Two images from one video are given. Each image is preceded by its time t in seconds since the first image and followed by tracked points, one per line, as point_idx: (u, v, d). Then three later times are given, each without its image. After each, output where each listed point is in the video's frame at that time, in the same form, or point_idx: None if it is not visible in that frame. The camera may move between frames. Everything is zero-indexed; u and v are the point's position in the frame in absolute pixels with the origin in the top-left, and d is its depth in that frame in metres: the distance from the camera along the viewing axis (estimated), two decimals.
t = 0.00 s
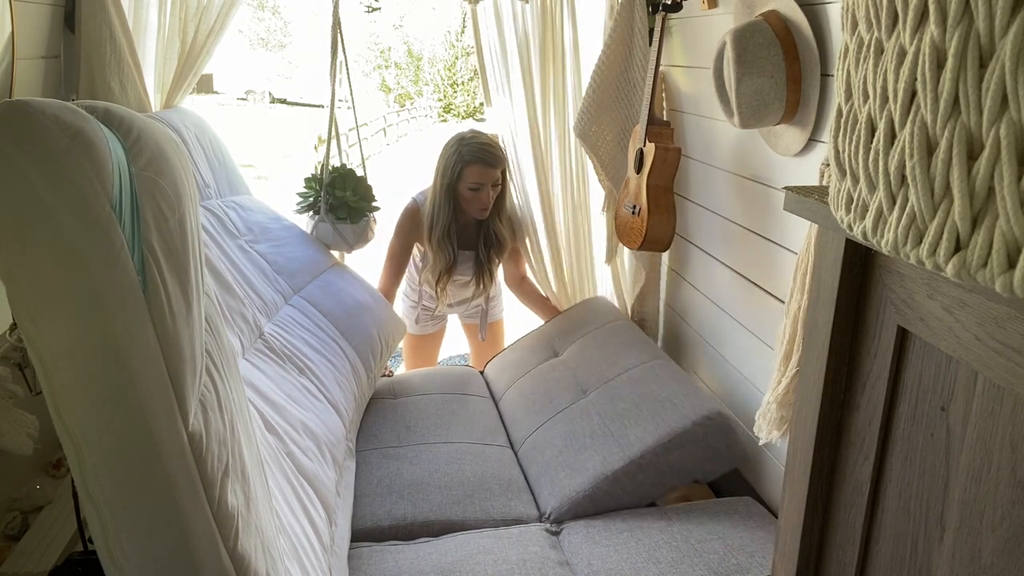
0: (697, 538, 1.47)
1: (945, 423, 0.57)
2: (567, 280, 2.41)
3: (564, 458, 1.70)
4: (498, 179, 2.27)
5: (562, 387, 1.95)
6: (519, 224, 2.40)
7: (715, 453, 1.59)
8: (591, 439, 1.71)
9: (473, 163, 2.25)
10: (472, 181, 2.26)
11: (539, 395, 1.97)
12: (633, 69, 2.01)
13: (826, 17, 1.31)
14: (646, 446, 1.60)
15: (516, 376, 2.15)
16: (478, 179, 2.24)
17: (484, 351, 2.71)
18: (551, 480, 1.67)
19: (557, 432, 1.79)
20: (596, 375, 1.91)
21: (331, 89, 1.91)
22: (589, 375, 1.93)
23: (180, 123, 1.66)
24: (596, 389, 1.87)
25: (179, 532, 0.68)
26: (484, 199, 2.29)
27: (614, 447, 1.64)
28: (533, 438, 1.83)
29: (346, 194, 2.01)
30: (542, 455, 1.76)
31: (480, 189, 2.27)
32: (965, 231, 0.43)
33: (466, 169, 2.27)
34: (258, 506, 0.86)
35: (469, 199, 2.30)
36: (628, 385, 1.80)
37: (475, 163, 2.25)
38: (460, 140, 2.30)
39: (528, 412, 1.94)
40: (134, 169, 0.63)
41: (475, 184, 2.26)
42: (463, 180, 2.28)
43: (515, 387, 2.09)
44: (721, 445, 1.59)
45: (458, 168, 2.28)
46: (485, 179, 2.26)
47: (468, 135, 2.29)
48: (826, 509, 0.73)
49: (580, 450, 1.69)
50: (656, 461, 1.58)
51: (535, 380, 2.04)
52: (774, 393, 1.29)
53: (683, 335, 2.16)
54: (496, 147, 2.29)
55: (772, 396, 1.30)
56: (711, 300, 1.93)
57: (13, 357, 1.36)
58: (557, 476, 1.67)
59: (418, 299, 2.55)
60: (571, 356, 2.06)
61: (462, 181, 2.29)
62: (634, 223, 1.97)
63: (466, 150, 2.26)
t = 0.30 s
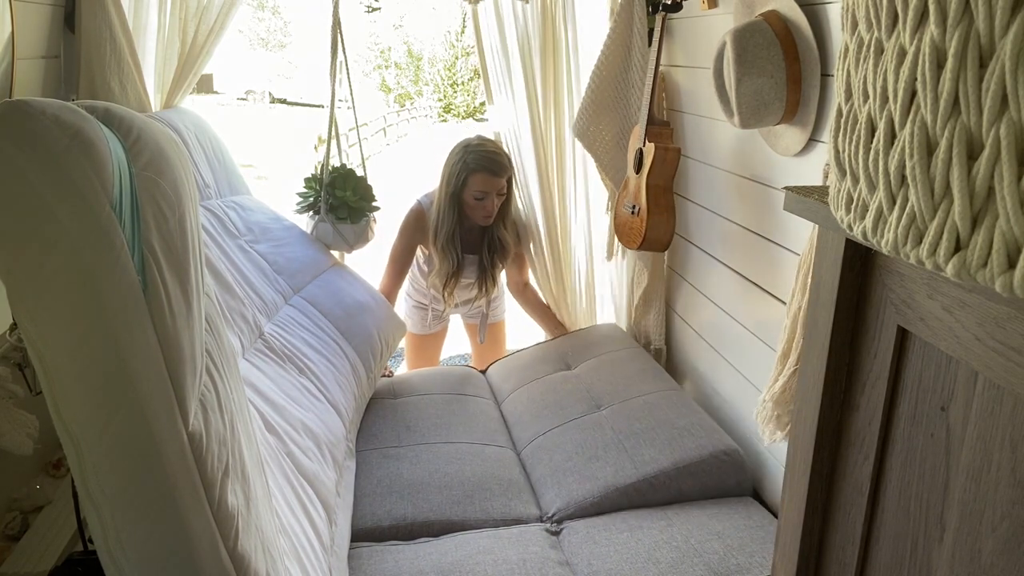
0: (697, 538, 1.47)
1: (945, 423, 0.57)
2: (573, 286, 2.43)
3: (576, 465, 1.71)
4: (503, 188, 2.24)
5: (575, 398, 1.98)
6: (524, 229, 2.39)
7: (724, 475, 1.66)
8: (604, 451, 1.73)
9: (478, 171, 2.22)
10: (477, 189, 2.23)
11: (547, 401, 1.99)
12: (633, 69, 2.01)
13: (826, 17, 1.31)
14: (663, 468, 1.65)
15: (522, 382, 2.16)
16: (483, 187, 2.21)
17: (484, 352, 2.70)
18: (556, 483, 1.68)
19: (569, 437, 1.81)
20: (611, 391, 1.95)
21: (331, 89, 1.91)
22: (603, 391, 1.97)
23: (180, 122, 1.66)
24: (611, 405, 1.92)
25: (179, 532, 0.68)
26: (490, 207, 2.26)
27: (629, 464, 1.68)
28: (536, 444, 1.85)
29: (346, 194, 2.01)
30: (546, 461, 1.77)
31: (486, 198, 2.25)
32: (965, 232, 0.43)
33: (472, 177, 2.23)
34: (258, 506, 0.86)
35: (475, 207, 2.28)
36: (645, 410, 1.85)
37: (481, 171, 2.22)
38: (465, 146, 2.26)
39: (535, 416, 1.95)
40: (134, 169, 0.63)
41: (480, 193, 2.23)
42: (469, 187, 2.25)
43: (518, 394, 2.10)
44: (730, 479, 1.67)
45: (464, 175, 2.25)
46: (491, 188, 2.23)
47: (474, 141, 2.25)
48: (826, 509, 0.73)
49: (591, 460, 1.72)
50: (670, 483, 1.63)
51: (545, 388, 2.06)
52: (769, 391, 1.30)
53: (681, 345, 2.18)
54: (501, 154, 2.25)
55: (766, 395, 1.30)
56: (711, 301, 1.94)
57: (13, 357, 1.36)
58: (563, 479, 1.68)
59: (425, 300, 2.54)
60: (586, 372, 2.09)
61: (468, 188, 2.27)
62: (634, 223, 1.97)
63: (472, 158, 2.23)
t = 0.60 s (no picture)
0: (697, 537, 1.47)
1: (945, 422, 0.57)
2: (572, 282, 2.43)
3: (582, 472, 1.73)
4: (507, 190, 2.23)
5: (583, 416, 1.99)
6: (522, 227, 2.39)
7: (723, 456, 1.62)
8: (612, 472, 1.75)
9: (482, 173, 2.21)
10: (482, 192, 2.22)
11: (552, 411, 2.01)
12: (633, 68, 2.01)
13: (826, 17, 1.31)
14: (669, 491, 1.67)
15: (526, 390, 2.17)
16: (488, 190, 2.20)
17: (485, 352, 2.70)
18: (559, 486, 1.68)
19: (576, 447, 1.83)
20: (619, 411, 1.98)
21: (331, 89, 1.91)
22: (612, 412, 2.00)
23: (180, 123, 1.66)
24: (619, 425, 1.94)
25: (178, 531, 0.68)
26: (494, 209, 2.26)
27: (636, 481, 1.70)
28: (540, 448, 1.85)
29: (346, 194, 2.01)
30: (550, 464, 1.77)
31: (490, 200, 2.24)
32: (965, 232, 0.43)
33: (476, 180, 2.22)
34: (258, 506, 0.86)
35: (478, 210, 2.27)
36: (652, 438, 1.87)
37: (487, 175, 2.21)
38: (467, 149, 2.24)
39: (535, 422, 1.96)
40: (134, 169, 0.63)
41: (485, 196, 2.23)
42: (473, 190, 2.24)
43: (522, 400, 2.11)
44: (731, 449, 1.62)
45: (467, 177, 2.24)
46: (496, 190, 2.23)
47: (476, 144, 2.23)
48: (826, 509, 0.73)
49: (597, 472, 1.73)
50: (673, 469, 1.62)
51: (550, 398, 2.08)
52: (777, 393, 1.30)
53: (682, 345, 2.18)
54: (503, 155, 2.23)
55: (775, 397, 1.30)
56: (711, 300, 1.94)
57: (13, 357, 1.35)
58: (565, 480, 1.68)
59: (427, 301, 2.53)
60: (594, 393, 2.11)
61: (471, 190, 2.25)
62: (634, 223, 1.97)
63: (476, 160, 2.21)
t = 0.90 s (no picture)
0: (697, 538, 1.47)
1: (945, 422, 0.57)
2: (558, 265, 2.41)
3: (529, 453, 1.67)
4: (460, 151, 2.19)
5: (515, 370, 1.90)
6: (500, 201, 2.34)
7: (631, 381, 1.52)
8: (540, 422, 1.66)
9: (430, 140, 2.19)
10: (433, 156, 2.19)
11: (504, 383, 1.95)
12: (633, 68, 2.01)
13: (826, 16, 1.31)
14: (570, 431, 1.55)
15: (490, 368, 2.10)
16: (439, 153, 2.17)
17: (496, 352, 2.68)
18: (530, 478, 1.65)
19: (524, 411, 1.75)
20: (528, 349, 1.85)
21: (331, 89, 1.91)
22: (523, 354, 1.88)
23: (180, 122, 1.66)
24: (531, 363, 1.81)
25: (178, 531, 0.68)
26: (452, 172, 2.20)
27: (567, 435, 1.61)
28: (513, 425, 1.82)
29: (346, 194, 2.01)
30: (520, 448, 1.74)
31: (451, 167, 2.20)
32: (965, 232, 0.43)
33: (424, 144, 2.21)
34: (258, 506, 0.86)
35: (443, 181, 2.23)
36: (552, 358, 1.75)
37: (431, 137, 2.18)
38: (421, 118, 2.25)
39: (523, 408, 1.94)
40: (134, 169, 0.63)
41: (436, 159, 2.19)
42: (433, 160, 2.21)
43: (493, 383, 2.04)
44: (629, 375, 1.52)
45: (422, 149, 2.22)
46: (446, 152, 2.19)
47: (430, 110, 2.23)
48: (826, 509, 0.73)
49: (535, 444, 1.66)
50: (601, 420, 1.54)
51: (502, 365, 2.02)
52: (769, 391, 1.29)
53: (682, 343, 2.16)
54: (456, 121, 2.24)
55: (766, 395, 1.30)
56: (711, 300, 1.93)
57: (14, 357, 1.36)
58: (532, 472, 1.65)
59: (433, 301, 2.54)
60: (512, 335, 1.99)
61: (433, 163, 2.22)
62: (634, 223, 1.97)
63: (424, 125, 2.20)
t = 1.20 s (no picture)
0: (697, 538, 1.47)
1: (945, 423, 0.57)
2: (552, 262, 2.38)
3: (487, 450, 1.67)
4: (460, 145, 2.18)
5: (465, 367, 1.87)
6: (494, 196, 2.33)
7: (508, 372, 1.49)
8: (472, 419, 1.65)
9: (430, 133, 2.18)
10: (433, 149, 2.18)
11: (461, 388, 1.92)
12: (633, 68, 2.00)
13: (826, 17, 1.31)
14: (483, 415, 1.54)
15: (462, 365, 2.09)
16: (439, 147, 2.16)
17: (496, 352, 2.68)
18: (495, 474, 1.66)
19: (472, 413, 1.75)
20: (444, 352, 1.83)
21: (331, 89, 1.91)
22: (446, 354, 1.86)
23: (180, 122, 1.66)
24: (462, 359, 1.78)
25: (178, 531, 0.68)
26: (452, 165, 2.19)
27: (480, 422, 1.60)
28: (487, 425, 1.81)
29: (346, 194, 2.01)
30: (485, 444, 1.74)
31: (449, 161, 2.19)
32: (965, 232, 0.43)
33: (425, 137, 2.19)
34: (257, 506, 0.86)
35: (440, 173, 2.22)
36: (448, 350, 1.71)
37: (432, 131, 2.17)
38: (422, 111, 2.24)
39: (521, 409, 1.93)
40: (134, 169, 0.63)
41: (436, 152, 2.18)
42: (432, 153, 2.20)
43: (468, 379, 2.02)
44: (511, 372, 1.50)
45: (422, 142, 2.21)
46: (446, 146, 2.18)
47: (432, 104, 2.22)
48: (826, 509, 0.73)
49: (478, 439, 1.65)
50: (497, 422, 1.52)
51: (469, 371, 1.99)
52: (772, 392, 1.30)
53: (682, 343, 2.16)
54: (458, 116, 2.23)
55: (770, 396, 1.30)
56: (711, 300, 1.94)
57: (14, 357, 1.36)
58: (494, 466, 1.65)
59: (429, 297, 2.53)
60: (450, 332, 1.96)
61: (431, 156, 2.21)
62: (634, 223, 1.97)
63: (425, 118, 2.18)
